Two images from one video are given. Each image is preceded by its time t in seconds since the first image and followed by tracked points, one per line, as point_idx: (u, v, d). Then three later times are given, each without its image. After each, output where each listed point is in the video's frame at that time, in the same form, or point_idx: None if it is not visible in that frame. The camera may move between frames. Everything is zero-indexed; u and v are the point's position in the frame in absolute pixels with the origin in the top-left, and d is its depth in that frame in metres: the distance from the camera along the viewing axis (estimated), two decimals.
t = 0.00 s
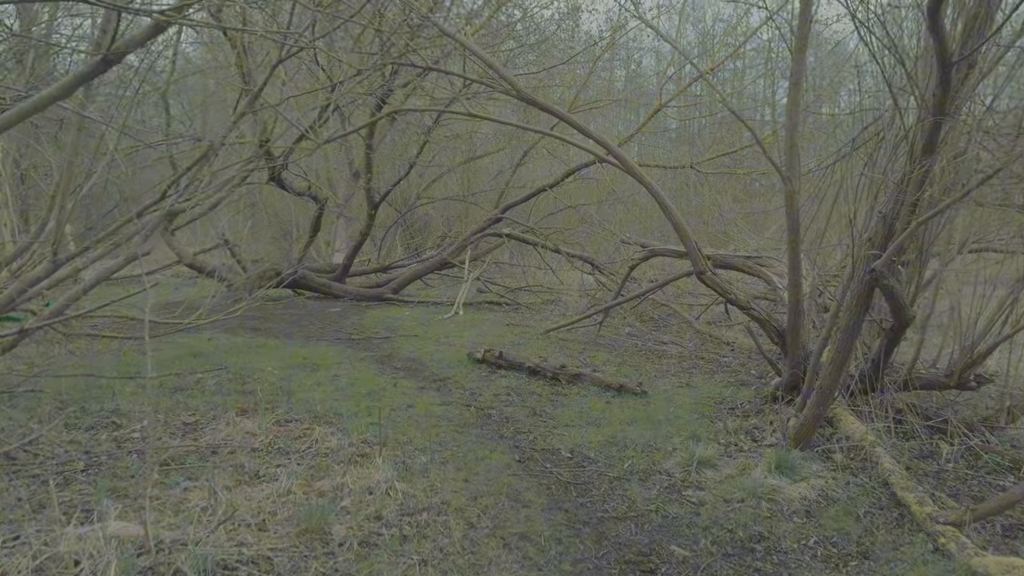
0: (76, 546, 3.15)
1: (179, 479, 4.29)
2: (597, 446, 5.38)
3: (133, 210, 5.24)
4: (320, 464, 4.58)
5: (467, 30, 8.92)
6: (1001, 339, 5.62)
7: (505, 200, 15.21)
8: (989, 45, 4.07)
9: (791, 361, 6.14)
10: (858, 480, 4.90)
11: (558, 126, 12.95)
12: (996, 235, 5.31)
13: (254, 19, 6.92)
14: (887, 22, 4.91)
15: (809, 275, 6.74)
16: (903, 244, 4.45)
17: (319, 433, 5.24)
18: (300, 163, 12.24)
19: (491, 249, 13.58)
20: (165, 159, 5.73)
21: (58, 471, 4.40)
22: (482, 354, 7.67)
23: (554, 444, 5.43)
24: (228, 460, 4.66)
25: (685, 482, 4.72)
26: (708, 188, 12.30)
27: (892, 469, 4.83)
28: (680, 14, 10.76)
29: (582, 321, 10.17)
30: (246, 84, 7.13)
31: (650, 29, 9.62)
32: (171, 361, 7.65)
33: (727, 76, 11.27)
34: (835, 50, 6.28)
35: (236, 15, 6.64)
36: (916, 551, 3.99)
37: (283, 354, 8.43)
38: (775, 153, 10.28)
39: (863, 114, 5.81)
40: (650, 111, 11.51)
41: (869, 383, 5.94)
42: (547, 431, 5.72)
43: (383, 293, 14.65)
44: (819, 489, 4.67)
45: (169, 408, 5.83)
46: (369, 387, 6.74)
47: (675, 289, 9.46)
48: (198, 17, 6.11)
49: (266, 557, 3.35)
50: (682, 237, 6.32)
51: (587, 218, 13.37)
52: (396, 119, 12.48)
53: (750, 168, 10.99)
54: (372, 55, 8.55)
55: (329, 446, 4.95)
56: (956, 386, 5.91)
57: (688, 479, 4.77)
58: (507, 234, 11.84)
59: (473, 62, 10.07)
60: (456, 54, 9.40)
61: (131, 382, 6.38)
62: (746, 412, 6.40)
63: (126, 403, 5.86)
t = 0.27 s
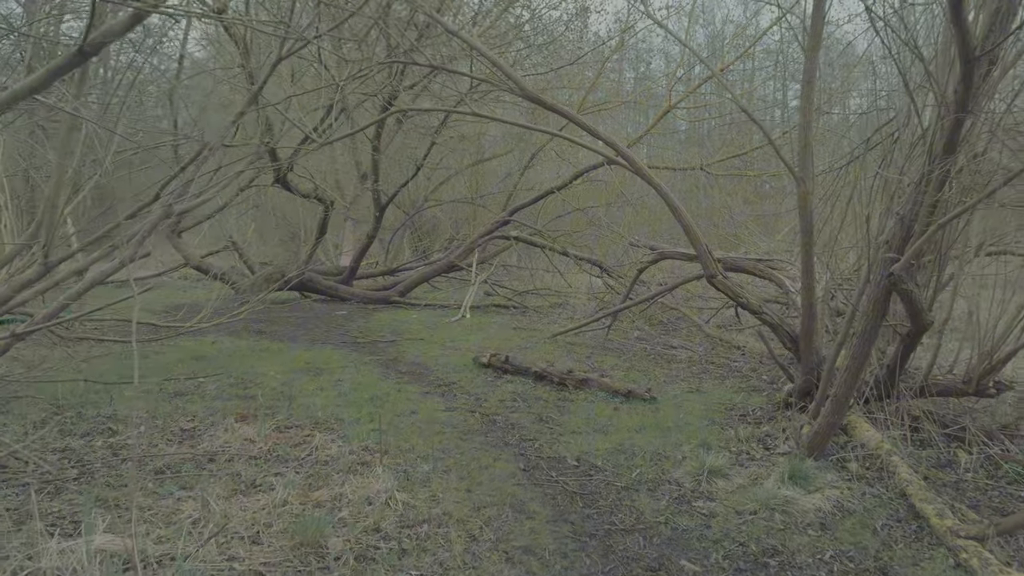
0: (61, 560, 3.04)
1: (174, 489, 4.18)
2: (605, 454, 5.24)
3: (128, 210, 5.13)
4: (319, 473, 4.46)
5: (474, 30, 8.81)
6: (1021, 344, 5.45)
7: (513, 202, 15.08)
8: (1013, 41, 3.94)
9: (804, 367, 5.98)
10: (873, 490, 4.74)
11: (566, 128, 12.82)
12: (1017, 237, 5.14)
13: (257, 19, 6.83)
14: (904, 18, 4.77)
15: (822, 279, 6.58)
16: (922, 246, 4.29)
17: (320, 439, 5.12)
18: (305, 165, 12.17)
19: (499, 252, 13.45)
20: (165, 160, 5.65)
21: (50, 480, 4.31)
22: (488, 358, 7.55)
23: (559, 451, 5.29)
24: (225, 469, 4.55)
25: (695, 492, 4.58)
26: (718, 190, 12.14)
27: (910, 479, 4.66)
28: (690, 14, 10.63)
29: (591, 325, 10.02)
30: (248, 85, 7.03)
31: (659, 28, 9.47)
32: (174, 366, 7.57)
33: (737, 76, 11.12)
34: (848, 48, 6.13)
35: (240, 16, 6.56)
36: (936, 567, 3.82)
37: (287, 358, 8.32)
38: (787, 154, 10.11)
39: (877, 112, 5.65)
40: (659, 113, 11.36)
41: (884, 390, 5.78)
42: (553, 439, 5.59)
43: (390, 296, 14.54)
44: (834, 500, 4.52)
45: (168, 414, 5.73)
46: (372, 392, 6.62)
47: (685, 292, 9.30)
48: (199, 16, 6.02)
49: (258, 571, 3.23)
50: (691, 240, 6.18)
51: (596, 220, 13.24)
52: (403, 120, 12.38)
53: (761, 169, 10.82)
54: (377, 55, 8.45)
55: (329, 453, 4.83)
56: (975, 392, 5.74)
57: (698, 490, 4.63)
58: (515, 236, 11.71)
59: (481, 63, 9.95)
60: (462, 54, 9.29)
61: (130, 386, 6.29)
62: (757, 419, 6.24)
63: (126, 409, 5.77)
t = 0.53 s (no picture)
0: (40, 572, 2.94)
1: (166, 497, 4.08)
2: (611, 462, 5.09)
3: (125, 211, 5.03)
4: (316, 482, 4.34)
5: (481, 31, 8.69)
6: None
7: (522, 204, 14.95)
8: None
9: (818, 373, 5.81)
10: (890, 501, 4.56)
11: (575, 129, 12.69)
12: None
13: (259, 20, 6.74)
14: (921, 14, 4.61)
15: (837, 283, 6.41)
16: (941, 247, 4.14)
17: (319, 446, 5.01)
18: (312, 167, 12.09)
19: (508, 255, 13.32)
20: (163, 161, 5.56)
21: (42, 488, 4.22)
22: (494, 362, 7.42)
23: (565, 459, 5.15)
24: (221, 477, 4.44)
25: (704, 503, 4.42)
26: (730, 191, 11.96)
27: (929, 490, 4.49)
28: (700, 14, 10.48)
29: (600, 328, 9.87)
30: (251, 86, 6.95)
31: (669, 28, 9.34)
32: (176, 370, 7.49)
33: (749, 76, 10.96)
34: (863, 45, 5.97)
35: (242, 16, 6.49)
36: None
37: (291, 362, 8.22)
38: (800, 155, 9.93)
39: (893, 111, 5.47)
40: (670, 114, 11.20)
41: (901, 397, 5.59)
42: (559, 446, 5.45)
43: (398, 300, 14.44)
44: (850, 511, 4.35)
45: (167, 419, 5.64)
46: (375, 397, 6.50)
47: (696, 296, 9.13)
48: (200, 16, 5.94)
49: None
50: (701, 242, 6.02)
51: (605, 222, 13.10)
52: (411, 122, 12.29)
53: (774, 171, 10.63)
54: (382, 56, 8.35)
55: (328, 461, 4.72)
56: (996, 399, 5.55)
57: (708, 500, 4.48)
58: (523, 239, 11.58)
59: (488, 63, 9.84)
60: (469, 55, 9.19)
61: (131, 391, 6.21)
62: (770, 426, 6.06)
63: (124, 414, 5.68)
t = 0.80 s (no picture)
0: None
1: (159, 504, 3.97)
2: (618, 469, 4.94)
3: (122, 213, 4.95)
4: (312, 490, 4.22)
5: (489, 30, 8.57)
6: None
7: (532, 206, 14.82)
8: None
9: (832, 377, 5.64)
10: (907, 511, 4.40)
11: (586, 130, 12.53)
12: None
13: (263, 19, 6.65)
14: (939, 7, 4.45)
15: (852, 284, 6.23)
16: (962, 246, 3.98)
17: (318, 451, 4.89)
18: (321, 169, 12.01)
19: (517, 257, 13.19)
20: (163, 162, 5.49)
21: (33, 493, 4.12)
22: (500, 366, 7.29)
23: (570, 466, 5.01)
24: (215, 483, 4.33)
25: (713, 513, 4.27)
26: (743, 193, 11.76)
27: (949, 499, 4.31)
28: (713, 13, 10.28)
29: (609, 332, 9.72)
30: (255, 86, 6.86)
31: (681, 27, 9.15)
32: (179, 373, 7.42)
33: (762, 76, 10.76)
34: (878, 41, 5.79)
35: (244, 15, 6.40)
36: None
37: (296, 365, 8.13)
38: (815, 155, 9.72)
39: (910, 108, 5.30)
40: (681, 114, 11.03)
41: (918, 402, 5.42)
42: (564, 452, 5.30)
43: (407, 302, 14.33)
44: (865, 522, 4.19)
45: (165, 423, 5.55)
46: (378, 401, 6.38)
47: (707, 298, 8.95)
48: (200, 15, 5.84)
49: None
50: (711, 243, 5.87)
51: (616, 225, 12.95)
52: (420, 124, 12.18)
53: (788, 172, 10.43)
54: (388, 56, 8.25)
55: (326, 467, 4.61)
56: (1017, 406, 5.36)
57: (717, 510, 4.32)
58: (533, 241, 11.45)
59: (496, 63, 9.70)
60: (477, 55, 9.07)
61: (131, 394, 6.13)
62: (783, 432, 5.90)
63: (122, 418, 5.59)
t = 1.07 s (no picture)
0: None
1: (150, 511, 3.86)
2: (624, 476, 4.80)
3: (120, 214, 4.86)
4: (307, 496, 4.11)
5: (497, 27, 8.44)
6: None
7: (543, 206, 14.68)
8: None
9: (846, 381, 5.48)
10: (926, 523, 4.22)
11: (597, 129, 12.37)
12: None
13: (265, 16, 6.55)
14: None
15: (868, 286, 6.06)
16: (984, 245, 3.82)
17: (316, 456, 4.79)
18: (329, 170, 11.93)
19: (528, 257, 13.05)
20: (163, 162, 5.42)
21: (23, 498, 4.03)
22: (506, 368, 7.16)
23: (575, 473, 4.86)
24: (210, 489, 4.23)
25: (722, 523, 4.13)
26: (757, 192, 11.55)
27: (970, 510, 4.14)
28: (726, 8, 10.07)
29: (620, 333, 9.56)
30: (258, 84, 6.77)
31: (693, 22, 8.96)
32: (183, 375, 7.34)
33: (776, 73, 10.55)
34: (894, 34, 5.61)
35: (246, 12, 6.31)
36: None
37: (301, 367, 8.05)
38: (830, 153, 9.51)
39: (928, 103, 5.12)
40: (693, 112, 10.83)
41: (936, 408, 5.25)
42: (569, 457, 5.16)
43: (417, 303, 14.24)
44: (882, 534, 4.02)
45: (164, 426, 5.46)
46: (381, 404, 6.27)
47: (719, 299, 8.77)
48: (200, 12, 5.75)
49: None
50: (721, 243, 5.72)
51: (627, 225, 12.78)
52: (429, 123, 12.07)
53: (803, 170, 10.22)
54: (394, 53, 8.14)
55: (323, 472, 4.51)
56: None
57: (727, 520, 4.17)
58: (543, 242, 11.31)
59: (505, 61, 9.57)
60: (485, 53, 8.94)
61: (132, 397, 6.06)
62: (796, 437, 5.73)
63: (121, 421, 5.52)
